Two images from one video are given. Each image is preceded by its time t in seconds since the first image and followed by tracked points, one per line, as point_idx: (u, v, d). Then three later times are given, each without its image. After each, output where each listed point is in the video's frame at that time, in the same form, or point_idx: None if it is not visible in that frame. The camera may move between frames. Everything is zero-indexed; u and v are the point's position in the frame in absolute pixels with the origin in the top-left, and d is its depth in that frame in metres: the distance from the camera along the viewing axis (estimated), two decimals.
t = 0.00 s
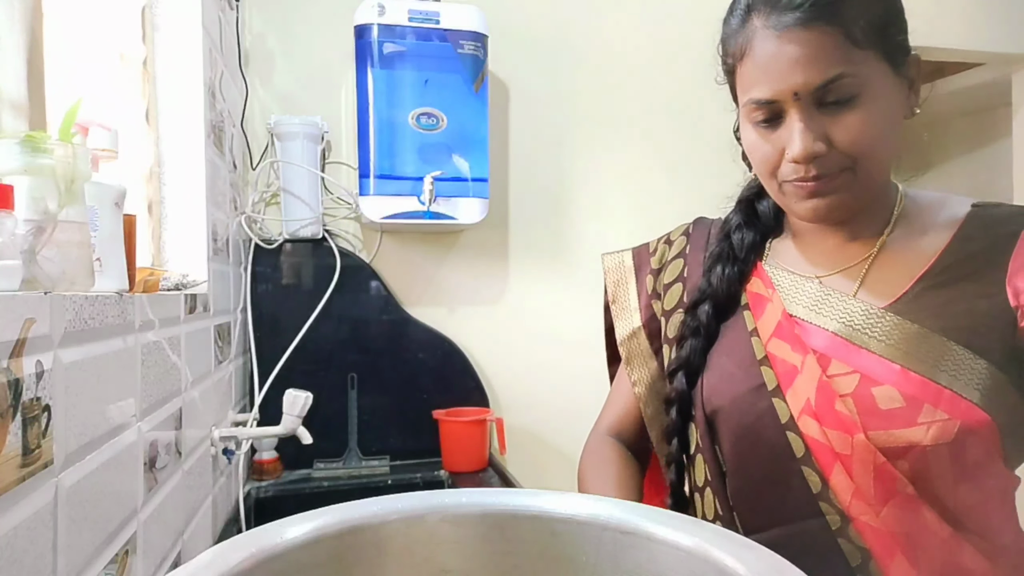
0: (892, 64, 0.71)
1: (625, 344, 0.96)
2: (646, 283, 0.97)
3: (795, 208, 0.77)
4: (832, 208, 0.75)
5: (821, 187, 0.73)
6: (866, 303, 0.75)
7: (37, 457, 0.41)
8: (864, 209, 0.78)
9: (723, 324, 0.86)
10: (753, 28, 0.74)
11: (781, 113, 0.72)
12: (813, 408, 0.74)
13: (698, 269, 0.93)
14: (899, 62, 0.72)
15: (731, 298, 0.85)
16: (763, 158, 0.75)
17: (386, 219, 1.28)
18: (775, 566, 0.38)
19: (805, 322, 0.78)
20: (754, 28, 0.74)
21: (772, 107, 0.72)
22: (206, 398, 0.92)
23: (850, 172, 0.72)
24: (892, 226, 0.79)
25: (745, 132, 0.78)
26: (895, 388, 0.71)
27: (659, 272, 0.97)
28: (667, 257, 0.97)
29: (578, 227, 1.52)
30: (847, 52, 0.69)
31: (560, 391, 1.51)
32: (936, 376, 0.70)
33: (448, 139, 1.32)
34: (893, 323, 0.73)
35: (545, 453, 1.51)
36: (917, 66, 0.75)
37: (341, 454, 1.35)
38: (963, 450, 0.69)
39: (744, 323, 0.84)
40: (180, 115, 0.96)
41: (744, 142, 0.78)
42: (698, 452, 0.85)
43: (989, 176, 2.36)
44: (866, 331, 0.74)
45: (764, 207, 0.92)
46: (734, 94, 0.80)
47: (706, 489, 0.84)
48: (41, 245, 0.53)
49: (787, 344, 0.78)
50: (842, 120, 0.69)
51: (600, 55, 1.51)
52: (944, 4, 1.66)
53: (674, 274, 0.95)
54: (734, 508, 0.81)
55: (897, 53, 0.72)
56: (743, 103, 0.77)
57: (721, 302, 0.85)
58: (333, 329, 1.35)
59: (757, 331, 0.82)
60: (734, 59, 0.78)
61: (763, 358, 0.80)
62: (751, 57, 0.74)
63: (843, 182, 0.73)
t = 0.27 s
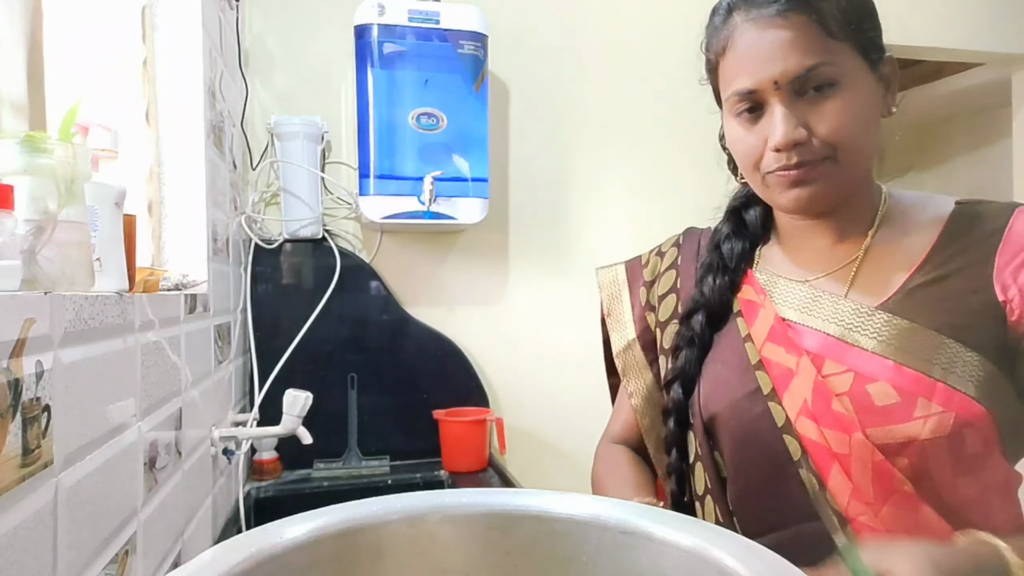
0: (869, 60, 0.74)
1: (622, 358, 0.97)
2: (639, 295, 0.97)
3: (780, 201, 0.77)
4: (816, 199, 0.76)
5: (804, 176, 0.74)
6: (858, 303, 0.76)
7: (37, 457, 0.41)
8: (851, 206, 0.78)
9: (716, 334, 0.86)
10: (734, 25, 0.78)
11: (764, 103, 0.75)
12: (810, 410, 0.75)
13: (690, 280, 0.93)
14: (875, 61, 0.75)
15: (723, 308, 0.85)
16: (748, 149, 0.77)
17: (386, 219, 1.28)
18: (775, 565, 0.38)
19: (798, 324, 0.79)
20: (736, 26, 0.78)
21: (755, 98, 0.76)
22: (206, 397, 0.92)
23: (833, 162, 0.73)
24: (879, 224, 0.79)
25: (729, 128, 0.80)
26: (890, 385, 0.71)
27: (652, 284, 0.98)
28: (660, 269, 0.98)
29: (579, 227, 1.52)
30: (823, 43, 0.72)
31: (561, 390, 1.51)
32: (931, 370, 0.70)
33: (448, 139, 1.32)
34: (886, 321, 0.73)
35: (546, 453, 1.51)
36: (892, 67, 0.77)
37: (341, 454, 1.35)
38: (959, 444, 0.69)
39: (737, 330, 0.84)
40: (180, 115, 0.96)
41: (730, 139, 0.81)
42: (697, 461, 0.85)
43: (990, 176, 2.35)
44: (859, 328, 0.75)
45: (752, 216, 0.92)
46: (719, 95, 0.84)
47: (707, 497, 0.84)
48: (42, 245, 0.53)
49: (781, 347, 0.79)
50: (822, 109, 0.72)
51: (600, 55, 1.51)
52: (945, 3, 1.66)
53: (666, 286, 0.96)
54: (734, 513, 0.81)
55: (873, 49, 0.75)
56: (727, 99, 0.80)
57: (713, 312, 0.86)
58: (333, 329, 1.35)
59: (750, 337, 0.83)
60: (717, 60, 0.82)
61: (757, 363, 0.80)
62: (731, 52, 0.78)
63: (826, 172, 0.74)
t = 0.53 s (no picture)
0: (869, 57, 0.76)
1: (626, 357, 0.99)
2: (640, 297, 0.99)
3: (782, 185, 0.77)
4: (819, 185, 0.75)
5: (809, 159, 0.74)
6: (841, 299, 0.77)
7: (37, 457, 0.41)
8: (844, 200, 0.79)
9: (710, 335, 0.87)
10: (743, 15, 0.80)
11: (772, 86, 0.76)
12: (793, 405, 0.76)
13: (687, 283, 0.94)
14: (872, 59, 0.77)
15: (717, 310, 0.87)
16: (754, 132, 0.77)
17: (386, 219, 1.28)
18: (775, 565, 0.38)
19: (784, 321, 0.80)
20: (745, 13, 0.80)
21: (764, 81, 0.77)
22: (206, 397, 0.92)
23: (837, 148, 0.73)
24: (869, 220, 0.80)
25: (733, 115, 0.81)
26: (868, 380, 0.72)
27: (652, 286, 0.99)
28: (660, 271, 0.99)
29: (579, 227, 1.52)
30: (831, 31, 0.74)
31: (561, 390, 1.51)
32: (909, 364, 0.71)
33: (448, 139, 1.32)
34: (866, 317, 0.74)
35: (546, 453, 1.51)
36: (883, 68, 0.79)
37: (341, 454, 1.35)
38: (935, 435, 0.70)
39: (728, 330, 0.86)
40: (180, 115, 0.96)
41: (733, 127, 0.81)
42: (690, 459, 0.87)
43: (989, 175, 2.35)
44: (840, 324, 0.76)
45: (746, 221, 0.93)
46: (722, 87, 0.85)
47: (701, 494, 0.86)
48: (42, 245, 0.53)
49: (767, 344, 0.80)
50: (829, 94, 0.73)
51: (600, 55, 1.51)
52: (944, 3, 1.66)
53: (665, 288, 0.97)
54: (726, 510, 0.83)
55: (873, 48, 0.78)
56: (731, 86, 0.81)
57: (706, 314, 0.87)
58: (333, 330, 1.35)
59: (740, 334, 0.84)
60: (722, 51, 0.83)
61: (746, 360, 0.82)
62: (741, 39, 0.79)
63: (830, 157, 0.73)
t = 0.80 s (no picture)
0: (861, 63, 0.76)
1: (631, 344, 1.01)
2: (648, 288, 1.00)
3: (776, 194, 0.78)
4: (812, 192, 0.76)
5: (799, 170, 0.75)
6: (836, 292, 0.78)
7: (37, 457, 0.41)
8: (844, 200, 0.79)
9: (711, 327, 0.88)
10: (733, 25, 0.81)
11: (761, 100, 0.77)
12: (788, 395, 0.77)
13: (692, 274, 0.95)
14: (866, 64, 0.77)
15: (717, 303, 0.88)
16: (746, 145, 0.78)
17: (386, 219, 1.28)
18: (775, 565, 0.38)
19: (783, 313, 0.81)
20: (734, 27, 0.80)
21: (752, 94, 0.78)
22: (206, 397, 0.92)
23: (828, 157, 0.74)
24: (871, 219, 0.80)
25: (728, 127, 0.82)
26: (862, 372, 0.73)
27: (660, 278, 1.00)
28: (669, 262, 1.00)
29: (579, 227, 1.52)
30: (817, 41, 0.74)
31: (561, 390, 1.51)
32: (900, 358, 0.71)
33: (448, 140, 1.32)
34: (861, 311, 0.74)
35: (546, 453, 1.51)
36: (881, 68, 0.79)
37: (341, 454, 1.34)
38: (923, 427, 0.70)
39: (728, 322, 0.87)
40: (180, 115, 0.97)
41: (728, 139, 0.83)
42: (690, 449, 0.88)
43: (988, 176, 2.36)
44: (834, 317, 0.76)
45: (752, 219, 0.94)
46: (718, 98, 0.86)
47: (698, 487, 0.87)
48: (42, 245, 0.53)
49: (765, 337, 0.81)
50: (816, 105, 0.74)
51: (600, 55, 1.51)
52: (945, 4, 1.66)
53: (673, 280, 0.97)
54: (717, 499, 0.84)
55: (865, 52, 0.77)
56: (725, 98, 0.82)
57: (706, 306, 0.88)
58: (333, 329, 1.35)
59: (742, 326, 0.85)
60: (717, 63, 0.84)
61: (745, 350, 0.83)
62: (730, 53, 0.80)
63: (821, 167, 0.74)
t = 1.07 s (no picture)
0: (842, 63, 0.76)
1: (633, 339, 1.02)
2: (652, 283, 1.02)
3: (763, 197, 0.80)
4: (797, 195, 0.78)
5: (781, 176, 0.77)
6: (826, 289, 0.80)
7: (37, 458, 0.41)
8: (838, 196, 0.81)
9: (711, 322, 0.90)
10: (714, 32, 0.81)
11: (742, 107, 0.78)
12: (778, 390, 0.79)
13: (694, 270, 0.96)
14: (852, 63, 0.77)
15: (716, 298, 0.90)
16: (731, 151, 0.80)
17: (386, 219, 1.28)
18: (774, 565, 0.38)
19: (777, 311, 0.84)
20: (714, 34, 0.81)
21: (733, 102, 0.79)
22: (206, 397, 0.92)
23: (809, 162, 0.75)
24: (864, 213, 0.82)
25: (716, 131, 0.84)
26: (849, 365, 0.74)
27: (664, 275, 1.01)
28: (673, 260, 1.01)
29: (579, 227, 1.52)
30: (790, 48, 0.74)
31: (561, 390, 1.51)
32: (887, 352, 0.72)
33: (448, 139, 1.32)
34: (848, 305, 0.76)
35: (546, 453, 1.51)
36: (876, 68, 0.79)
37: (341, 454, 1.35)
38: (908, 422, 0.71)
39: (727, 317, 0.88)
40: (180, 115, 0.97)
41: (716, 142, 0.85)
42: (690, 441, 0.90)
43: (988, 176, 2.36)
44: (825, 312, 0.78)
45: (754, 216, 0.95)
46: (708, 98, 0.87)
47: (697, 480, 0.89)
48: (42, 245, 0.53)
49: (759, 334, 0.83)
50: (793, 112, 0.74)
51: (600, 54, 1.51)
52: (945, 5, 1.66)
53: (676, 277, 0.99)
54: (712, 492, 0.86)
55: (846, 51, 0.76)
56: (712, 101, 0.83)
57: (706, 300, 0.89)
58: (333, 329, 1.35)
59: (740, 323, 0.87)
60: (704, 65, 0.85)
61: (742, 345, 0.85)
62: (712, 59, 0.81)
63: (803, 171, 0.76)
